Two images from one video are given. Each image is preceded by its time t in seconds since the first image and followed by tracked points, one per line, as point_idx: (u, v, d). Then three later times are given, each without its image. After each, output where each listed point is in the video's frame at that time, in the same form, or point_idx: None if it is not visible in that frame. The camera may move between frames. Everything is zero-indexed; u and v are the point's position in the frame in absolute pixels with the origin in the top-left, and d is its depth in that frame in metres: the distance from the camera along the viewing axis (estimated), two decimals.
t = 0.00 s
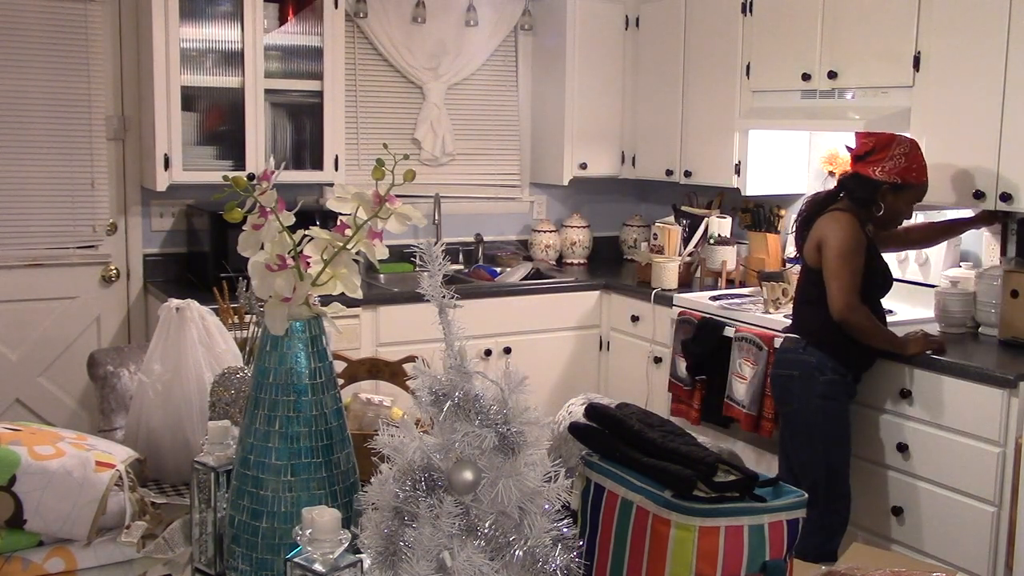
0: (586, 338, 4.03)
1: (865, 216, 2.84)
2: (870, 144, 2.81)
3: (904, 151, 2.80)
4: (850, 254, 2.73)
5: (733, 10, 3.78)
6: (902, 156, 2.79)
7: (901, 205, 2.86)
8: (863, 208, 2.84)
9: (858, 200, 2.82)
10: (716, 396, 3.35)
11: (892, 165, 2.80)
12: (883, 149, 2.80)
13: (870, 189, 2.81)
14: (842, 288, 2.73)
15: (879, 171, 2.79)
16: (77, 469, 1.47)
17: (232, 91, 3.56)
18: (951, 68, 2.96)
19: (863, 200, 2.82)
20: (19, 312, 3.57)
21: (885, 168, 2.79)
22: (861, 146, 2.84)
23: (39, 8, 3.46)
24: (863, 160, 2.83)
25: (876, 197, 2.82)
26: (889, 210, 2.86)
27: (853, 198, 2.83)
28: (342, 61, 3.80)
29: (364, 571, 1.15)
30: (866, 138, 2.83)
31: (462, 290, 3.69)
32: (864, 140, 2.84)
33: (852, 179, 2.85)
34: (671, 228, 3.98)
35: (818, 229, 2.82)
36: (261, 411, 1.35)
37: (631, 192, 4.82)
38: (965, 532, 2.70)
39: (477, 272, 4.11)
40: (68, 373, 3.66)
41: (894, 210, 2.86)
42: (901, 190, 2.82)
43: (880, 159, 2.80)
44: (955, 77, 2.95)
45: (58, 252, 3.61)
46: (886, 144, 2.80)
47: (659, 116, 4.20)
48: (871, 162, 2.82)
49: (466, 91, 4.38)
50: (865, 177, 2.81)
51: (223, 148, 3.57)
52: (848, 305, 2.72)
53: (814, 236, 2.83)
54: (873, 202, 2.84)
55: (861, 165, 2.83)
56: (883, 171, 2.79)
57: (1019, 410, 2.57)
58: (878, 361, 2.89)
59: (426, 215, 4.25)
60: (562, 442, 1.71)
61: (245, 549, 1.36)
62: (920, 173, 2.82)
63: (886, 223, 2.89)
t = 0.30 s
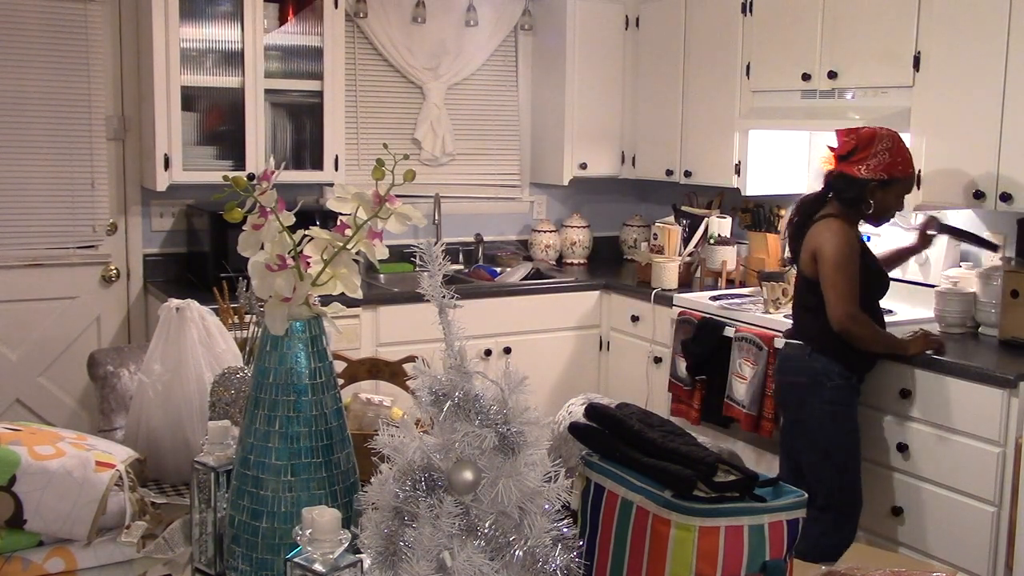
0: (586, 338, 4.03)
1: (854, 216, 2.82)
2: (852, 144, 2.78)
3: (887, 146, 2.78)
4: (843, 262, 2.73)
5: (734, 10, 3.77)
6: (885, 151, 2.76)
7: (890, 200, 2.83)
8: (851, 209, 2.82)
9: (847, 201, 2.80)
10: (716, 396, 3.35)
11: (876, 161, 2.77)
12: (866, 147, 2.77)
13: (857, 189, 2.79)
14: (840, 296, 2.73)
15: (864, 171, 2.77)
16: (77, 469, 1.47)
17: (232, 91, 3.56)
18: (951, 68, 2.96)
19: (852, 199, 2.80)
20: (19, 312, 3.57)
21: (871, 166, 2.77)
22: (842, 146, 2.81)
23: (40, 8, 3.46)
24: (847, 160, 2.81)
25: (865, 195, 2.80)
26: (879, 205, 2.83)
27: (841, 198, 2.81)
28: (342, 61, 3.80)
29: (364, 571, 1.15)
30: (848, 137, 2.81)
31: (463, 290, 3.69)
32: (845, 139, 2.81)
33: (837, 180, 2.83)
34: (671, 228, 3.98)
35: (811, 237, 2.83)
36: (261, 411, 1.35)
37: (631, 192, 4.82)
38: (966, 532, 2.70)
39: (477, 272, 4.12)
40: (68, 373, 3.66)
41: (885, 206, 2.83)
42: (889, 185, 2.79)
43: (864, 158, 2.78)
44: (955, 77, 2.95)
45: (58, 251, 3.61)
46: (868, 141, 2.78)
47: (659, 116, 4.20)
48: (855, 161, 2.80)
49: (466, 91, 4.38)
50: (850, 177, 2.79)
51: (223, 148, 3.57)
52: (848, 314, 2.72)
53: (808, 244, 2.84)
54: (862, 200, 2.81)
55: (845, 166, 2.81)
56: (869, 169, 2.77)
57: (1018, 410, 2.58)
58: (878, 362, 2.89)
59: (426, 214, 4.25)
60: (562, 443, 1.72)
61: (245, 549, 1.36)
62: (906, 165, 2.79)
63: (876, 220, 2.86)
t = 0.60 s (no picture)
0: (586, 338, 4.03)
1: (839, 207, 2.77)
2: (806, 140, 2.78)
3: (840, 128, 2.77)
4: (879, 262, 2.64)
5: (733, 10, 3.77)
6: (841, 133, 2.76)
7: (865, 179, 2.80)
8: (833, 200, 2.77)
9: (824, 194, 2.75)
10: (716, 397, 3.35)
11: (838, 146, 2.76)
12: (821, 138, 2.77)
13: (832, 179, 2.74)
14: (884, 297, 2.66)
15: (830, 158, 2.75)
16: (77, 469, 1.47)
17: (232, 92, 3.56)
18: (951, 68, 2.96)
19: (830, 190, 2.75)
20: (19, 312, 3.57)
21: (835, 151, 2.75)
22: (799, 146, 2.80)
23: (39, 9, 3.46)
24: (808, 158, 2.79)
25: (842, 180, 2.75)
26: (856, 186, 2.78)
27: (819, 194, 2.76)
28: (342, 61, 3.80)
29: (364, 571, 1.15)
30: (800, 139, 2.81)
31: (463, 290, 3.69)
32: (798, 141, 2.81)
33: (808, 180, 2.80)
34: (671, 228, 3.98)
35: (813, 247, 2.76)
36: (261, 411, 1.35)
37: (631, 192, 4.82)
38: (966, 532, 2.70)
39: (477, 272, 4.12)
40: (68, 373, 3.66)
41: (863, 184, 2.79)
42: (859, 163, 2.76)
43: (823, 147, 2.76)
44: (956, 77, 2.95)
45: (58, 251, 3.61)
46: (821, 132, 2.78)
47: (659, 116, 4.20)
48: (817, 155, 2.78)
49: (466, 91, 4.38)
50: (821, 169, 2.75)
51: (224, 148, 3.57)
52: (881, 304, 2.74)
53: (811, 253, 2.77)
54: (840, 188, 2.76)
55: (810, 163, 2.79)
56: (834, 155, 2.75)
57: (1019, 410, 2.57)
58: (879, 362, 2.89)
59: (426, 215, 4.25)
60: (562, 443, 1.72)
61: (245, 549, 1.36)
62: (865, 141, 2.78)
63: (858, 204, 2.80)
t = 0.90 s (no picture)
0: (586, 338, 4.03)
1: (832, 206, 2.78)
2: (801, 139, 2.78)
3: (835, 127, 2.77)
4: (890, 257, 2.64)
5: (734, 10, 3.77)
6: (835, 134, 2.76)
7: (858, 179, 2.79)
8: (827, 200, 2.77)
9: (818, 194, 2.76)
10: (716, 397, 3.35)
11: (832, 146, 2.76)
12: (816, 137, 2.77)
13: (825, 179, 2.75)
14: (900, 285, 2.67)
15: (823, 158, 2.75)
16: (77, 469, 1.47)
17: (233, 92, 3.56)
18: (951, 68, 2.96)
19: (823, 190, 2.76)
20: (19, 312, 3.57)
21: (828, 152, 2.75)
22: (793, 144, 2.81)
23: (39, 9, 3.46)
24: (802, 156, 2.80)
25: (834, 181, 2.76)
26: (850, 186, 2.78)
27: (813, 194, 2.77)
28: (342, 61, 3.80)
29: (364, 571, 1.15)
30: (794, 137, 2.82)
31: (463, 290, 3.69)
32: (793, 139, 2.82)
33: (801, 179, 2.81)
34: (671, 227, 3.98)
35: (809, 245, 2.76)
36: (261, 411, 1.35)
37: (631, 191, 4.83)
38: (966, 532, 2.70)
39: (477, 272, 4.12)
40: (68, 373, 3.66)
41: (856, 185, 2.79)
42: (853, 163, 2.76)
43: (817, 147, 2.77)
44: (956, 77, 2.95)
45: (58, 252, 3.61)
46: (815, 131, 2.78)
47: (659, 116, 4.20)
48: (811, 154, 2.79)
49: (466, 91, 4.38)
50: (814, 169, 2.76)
51: (224, 148, 3.57)
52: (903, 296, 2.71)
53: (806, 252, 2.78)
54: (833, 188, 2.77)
55: (803, 162, 2.80)
56: (827, 156, 2.76)
57: (1019, 410, 2.57)
58: (879, 362, 2.89)
59: (426, 214, 4.25)
60: (562, 442, 1.72)
61: (245, 549, 1.36)
62: (860, 140, 2.78)
63: (851, 204, 2.80)
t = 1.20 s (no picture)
0: (586, 338, 4.03)
1: (833, 210, 2.78)
2: (815, 136, 2.78)
3: (851, 133, 2.77)
4: (894, 259, 2.64)
5: (734, 10, 3.77)
6: (849, 138, 2.75)
7: (862, 189, 2.80)
8: (828, 202, 2.77)
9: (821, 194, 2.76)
10: (716, 397, 3.36)
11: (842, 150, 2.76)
12: (829, 137, 2.77)
13: (829, 181, 2.76)
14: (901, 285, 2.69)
15: (831, 159, 2.76)
16: (77, 469, 1.47)
17: (233, 92, 3.56)
18: (952, 68, 2.96)
19: (825, 192, 2.76)
20: (19, 312, 3.57)
21: (837, 155, 2.75)
22: (807, 139, 2.81)
23: (40, 9, 3.46)
24: (813, 153, 2.80)
25: (838, 185, 2.76)
26: (853, 195, 2.79)
27: (815, 192, 2.77)
28: (342, 61, 3.80)
29: (364, 571, 1.16)
30: (810, 132, 2.81)
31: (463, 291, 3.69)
32: (808, 134, 2.82)
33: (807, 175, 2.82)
34: (671, 228, 3.98)
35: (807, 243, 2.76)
36: (261, 411, 1.35)
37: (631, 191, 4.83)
38: (966, 532, 2.70)
39: (477, 272, 4.11)
40: (68, 373, 3.66)
41: (857, 195, 2.80)
42: (859, 172, 2.77)
43: (829, 147, 2.77)
44: (956, 77, 2.95)
45: (58, 252, 3.61)
46: (830, 132, 2.78)
47: (659, 116, 4.20)
48: (821, 152, 2.79)
49: (466, 91, 4.38)
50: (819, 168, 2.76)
51: (223, 148, 3.57)
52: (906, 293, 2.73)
53: (804, 249, 2.77)
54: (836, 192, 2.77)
55: (812, 159, 2.80)
56: (835, 159, 2.76)
57: (1019, 410, 2.57)
58: (878, 362, 2.89)
59: (426, 215, 4.25)
60: (562, 442, 1.73)
61: (245, 549, 1.36)
62: (872, 151, 2.78)
63: (850, 212, 2.81)
